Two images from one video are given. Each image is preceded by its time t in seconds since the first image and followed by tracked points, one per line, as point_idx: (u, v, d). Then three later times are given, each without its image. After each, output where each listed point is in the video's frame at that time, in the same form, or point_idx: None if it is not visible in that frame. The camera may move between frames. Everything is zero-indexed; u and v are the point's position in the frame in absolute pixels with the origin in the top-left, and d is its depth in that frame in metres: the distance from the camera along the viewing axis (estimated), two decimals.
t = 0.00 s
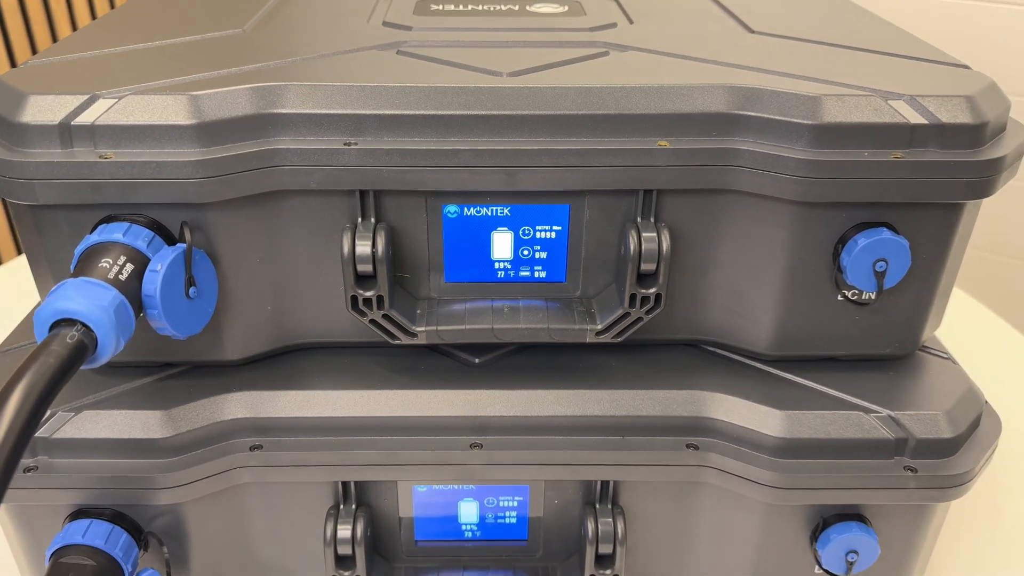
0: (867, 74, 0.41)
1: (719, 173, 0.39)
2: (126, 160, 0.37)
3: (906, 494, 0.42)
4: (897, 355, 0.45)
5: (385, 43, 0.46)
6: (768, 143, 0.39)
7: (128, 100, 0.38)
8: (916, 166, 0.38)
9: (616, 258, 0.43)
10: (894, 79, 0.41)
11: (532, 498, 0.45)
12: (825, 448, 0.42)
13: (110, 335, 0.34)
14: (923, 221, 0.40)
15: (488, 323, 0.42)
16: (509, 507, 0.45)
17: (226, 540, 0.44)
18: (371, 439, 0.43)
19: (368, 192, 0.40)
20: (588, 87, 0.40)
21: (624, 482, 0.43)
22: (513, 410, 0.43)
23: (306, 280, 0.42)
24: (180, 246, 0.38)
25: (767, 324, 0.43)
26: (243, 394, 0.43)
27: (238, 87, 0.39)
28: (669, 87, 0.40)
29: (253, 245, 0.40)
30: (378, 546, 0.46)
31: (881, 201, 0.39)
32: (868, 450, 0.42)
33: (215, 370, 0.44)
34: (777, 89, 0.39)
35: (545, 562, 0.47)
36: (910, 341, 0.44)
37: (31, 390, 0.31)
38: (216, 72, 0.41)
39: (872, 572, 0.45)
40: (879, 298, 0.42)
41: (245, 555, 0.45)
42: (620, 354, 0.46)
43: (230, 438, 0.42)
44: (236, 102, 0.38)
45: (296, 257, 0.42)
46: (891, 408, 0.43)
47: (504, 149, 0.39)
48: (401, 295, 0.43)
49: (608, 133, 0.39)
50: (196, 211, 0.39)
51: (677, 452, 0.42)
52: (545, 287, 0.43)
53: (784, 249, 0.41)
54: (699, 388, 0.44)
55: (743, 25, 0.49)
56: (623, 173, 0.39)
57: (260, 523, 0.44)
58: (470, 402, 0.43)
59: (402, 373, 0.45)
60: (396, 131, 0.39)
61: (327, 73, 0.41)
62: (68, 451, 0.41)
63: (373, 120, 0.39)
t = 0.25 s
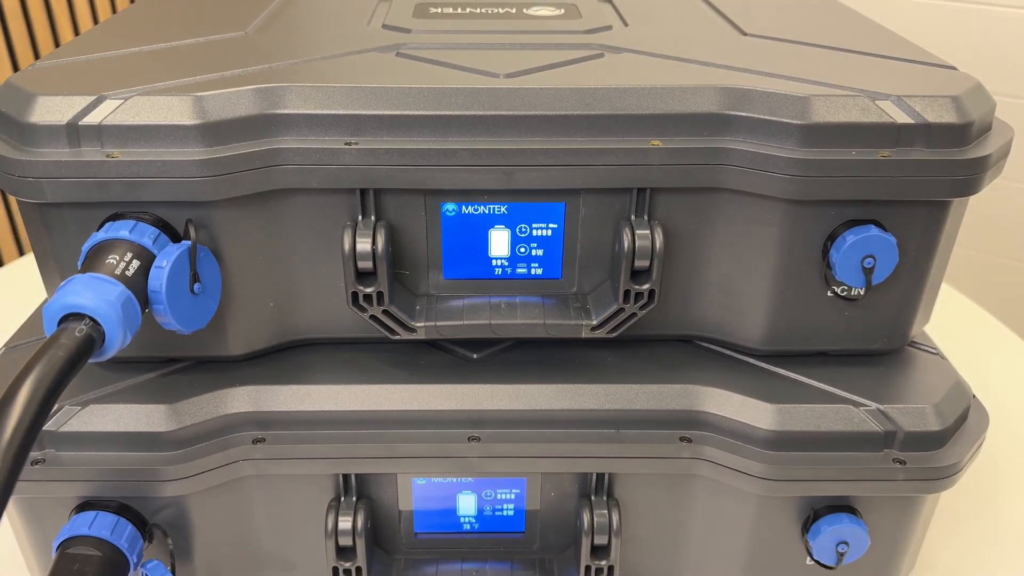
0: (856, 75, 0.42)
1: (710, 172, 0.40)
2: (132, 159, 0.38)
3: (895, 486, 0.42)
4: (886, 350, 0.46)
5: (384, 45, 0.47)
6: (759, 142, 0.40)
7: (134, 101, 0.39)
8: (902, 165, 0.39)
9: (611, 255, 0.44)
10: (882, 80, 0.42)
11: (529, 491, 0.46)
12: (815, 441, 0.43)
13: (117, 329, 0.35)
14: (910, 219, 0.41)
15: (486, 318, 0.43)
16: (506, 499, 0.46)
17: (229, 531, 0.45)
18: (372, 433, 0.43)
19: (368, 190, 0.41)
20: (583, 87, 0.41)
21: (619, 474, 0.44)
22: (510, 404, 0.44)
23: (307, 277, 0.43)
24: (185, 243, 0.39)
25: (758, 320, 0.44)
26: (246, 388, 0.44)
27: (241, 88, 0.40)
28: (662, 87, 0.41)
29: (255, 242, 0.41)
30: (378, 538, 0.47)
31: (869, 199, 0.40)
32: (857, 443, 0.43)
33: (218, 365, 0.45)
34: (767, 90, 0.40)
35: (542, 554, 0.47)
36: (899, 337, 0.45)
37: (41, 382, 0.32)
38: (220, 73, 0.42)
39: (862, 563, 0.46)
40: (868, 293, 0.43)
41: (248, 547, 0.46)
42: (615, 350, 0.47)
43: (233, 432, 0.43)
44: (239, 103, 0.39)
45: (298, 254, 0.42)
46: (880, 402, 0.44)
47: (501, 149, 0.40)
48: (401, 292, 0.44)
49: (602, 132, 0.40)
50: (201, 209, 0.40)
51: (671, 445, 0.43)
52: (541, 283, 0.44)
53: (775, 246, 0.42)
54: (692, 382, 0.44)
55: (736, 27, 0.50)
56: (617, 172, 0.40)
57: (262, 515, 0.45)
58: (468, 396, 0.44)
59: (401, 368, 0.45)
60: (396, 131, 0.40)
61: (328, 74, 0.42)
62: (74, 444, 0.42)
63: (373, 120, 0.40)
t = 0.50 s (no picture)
0: (846, 76, 0.43)
1: (703, 170, 0.41)
2: (140, 158, 0.39)
3: (885, 477, 0.43)
4: (876, 345, 0.47)
5: (385, 47, 0.48)
6: (751, 141, 0.41)
7: (141, 101, 0.40)
8: (891, 163, 0.40)
9: (607, 252, 0.45)
10: (872, 81, 0.43)
11: (527, 484, 0.47)
12: (807, 433, 0.44)
13: (126, 323, 0.36)
14: (899, 216, 0.42)
15: (484, 314, 0.44)
16: (505, 492, 0.47)
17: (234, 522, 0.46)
18: (373, 426, 0.44)
19: (370, 188, 0.42)
20: (579, 88, 0.42)
21: (615, 466, 0.45)
22: (509, 397, 0.45)
23: (310, 273, 0.44)
24: (191, 240, 0.40)
25: (751, 315, 0.45)
26: (249, 382, 0.45)
27: (246, 89, 0.41)
28: (656, 88, 0.42)
29: (259, 239, 0.42)
30: (380, 530, 0.48)
31: (859, 197, 0.41)
32: (848, 435, 0.44)
33: (222, 360, 0.46)
34: (759, 90, 0.41)
35: (540, 546, 0.48)
36: (889, 332, 0.46)
37: (53, 373, 0.33)
38: (225, 74, 0.43)
39: (854, 554, 0.47)
40: (859, 289, 0.44)
41: (252, 538, 0.47)
42: (612, 345, 0.48)
43: (238, 425, 0.44)
44: (244, 103, 0.40)
45: (301, 251, 0.43)
46: (870, 395, 0.45)
47: (499, 148, 0.41)
48: (401, 288, 0.45)
49: (598, 132, 0.41)
50: (206, 206, 0.41)
51: (665, 437, 0.44)
52: (539, 280, 0.45)
53: (767, 243, 0.43)
54: (687, 376, 0.45)
55: (729, 29, 0.51)
56: (613, 170, 0.41)
57: (267, 507, 0.46)
58: (468, 390, 0.45)
59: (402, 363, 0.46)
60: (397, 131, 0.41)
61: (330, 76, 0.43)
62: (82, 437, 0.43)
63: (374, 120, 0.41)
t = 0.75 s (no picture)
0: (836, 76, 0.44)
1: (696, 169, 0.42)
2: (144, 157, 0.40)
3: (874, 470, 0.44)
4: (867, 340, 0.48)
5: (384, 48, 0.49)
6: (742, 140, 0.42)
7: (146, 101, 0.41)
8: (879, 161, 0.41)
9: (602, 249, 0.45)
10: (861, 81, 0.44)
11: (524, 477, 0.48)
12: (798, 426, 0.44)
13: (131, 318, 0.37)
14: (888, 213, 0.43)
15: (482, 310, 0.45)
16: (503, 485, 0.48)
17: (236, 515, 0.47)
18: (373, 420, 0.45)
19: (369, 187, 0.43)
20: (574, 89, 0.42)
21: (610, 459, 0.46)
22: (506, 392, 0.46)
23: (311, 270, 0.45)
24: (195, 237, 0.41)
25: (744, 311, 0.46)
26: (251, 377, 0.46)
27: (249, 89, 0.41)
28: (649, 88, 0.42)
29: (261, 236, 0.43)
30: (380, 522, 0.49)
31: (848, 194, 0.42)
32: (839, 429, 0.45)
33: (225, 356, 0.47)
34: (750, 90, 0.42)
35: (537, 538, 0.49)
36: (879, 327, 0.47)
37: (59, 364, 0.34)
38: (227, 75, 0.44)
39: (846, 546, 0.48)
40: (849, 285, 0.45)
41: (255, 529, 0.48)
42: (607, 341, 0.49)
43: (240, 419, 0.45)
44: (246, 103, 0.41)
45: (302, 248, 0.44)
46: (861, 389, 0.45)
47: (496, 147, 0.42)
48: (401, 284, 0.46)
49: (593, 131, 0.42)
50: (210, 204, 0.41)
51: (659, 431, 0.45)
52: (535, 276, 0.46)
53: (758, 240, 0.44)
54: (681, 371, 0.46)
55: (722, 31, 0.52)
56: (607, 169, 0.42)
57: (268, 500, 0.47)
58: (466, 384, 0.46)
59: (401, 359, 0.47)
60: (396, 130, 0.42)
61: (331, 77, 0.44)
62: (87, 430, 0.44)
63: (374, 120, 0.42)
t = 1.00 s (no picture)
0: (824, 77, 0.45)
1: (688, 167, 0.43)
2: (151, 155, 0.41)
3: (863, 461, 0.45)
4: (856, 335, 0.49)
5: (385, 50, 0.50)
6: (733, 139, 0.43)
7: (152, 102, 0.42)
8: (866, 160, 0.42)
9: (597, 246, 0.47)
10: (849, 81, 0.45)
11: (521, 470, 0.49)
12: (788, 419, 0.46)
13: (139, 311, 0.38)
14: (875, 210, 0.44)
15: (480, 305, 0.46)
16: (500, 477, 0.49)
17: (239, 506, 0.48)
18: (373, 412, 0.46)
19: (370, 185, 0.44)
20: (570, 89, 0.43)
21: (605, 451, 0.47)
22: (503, 385, 0.47)
23: (312, 266, 0.46)
24: (200, 234, 0.42)
25: (735, 306, 0.47)
26: (254, 371, 0.47)
27: (252, 90, 0.43)
28: (643, 89, 0.44)
29: (264, 233, 0.44)
30: (380, 514, 0.50)
31: (836, 192, 0.43)
32: (828, 421, 0.46)
33: (228, 350, 0.48)
34: (741, 91, 0.43)
35: (534, 529, 0.50)
36: (868, 322, 0.48)
37: (71, 356, 0.35)
38: (232, 77, 0.45)
39: (835, 536, 0.49)
40: (838, 280, 0.46)
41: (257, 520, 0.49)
42: (602, 336, 0.50)
43: (243, 412, 0.46)
44: (250, 103, 0.42)
45: (304, 245, 0.45)
46: (850, 382, 0.46)
47: (493, 146, 0.43)
48: (400, 280, 0.47)
49: (588, 130, 0.43)
50: (214, 202, 0.43)
51: (652, 424, 0.46)
52: (532, 273, 0.47)
53: (749, 236, 0.45)
54: (674, 365, 0.47)
55: (715, 33, 0.53)
56: (601, 167, 0.43)
57: (271, 491, 0.48)
58: (464, 378, 0.47)
59: (401, 353, 0.48)
60: (395, 130, 0.43)
61: (332, 78, 0.45)
62: (94, 423, 0.45)
63: (374, 120, 0.43)
